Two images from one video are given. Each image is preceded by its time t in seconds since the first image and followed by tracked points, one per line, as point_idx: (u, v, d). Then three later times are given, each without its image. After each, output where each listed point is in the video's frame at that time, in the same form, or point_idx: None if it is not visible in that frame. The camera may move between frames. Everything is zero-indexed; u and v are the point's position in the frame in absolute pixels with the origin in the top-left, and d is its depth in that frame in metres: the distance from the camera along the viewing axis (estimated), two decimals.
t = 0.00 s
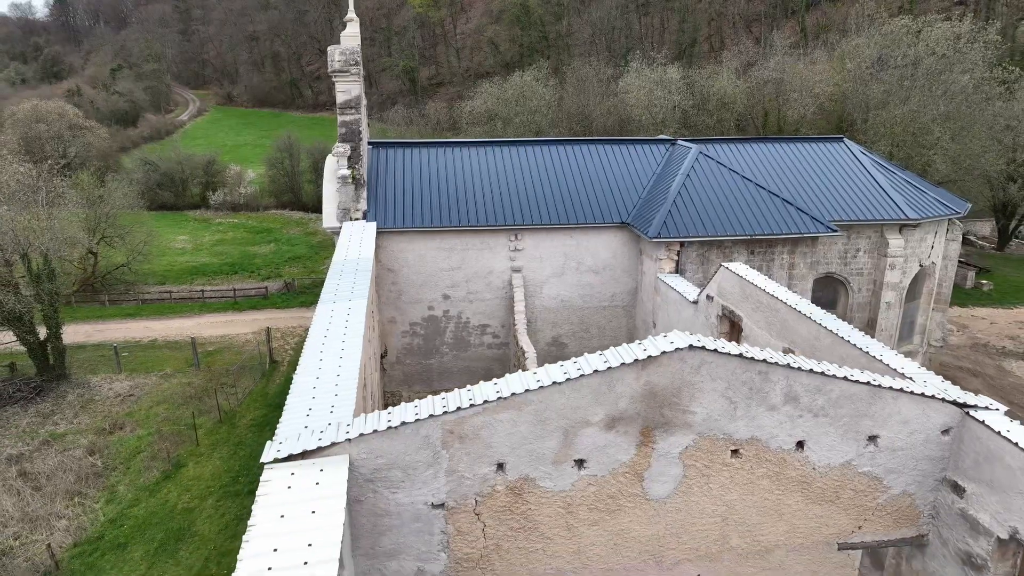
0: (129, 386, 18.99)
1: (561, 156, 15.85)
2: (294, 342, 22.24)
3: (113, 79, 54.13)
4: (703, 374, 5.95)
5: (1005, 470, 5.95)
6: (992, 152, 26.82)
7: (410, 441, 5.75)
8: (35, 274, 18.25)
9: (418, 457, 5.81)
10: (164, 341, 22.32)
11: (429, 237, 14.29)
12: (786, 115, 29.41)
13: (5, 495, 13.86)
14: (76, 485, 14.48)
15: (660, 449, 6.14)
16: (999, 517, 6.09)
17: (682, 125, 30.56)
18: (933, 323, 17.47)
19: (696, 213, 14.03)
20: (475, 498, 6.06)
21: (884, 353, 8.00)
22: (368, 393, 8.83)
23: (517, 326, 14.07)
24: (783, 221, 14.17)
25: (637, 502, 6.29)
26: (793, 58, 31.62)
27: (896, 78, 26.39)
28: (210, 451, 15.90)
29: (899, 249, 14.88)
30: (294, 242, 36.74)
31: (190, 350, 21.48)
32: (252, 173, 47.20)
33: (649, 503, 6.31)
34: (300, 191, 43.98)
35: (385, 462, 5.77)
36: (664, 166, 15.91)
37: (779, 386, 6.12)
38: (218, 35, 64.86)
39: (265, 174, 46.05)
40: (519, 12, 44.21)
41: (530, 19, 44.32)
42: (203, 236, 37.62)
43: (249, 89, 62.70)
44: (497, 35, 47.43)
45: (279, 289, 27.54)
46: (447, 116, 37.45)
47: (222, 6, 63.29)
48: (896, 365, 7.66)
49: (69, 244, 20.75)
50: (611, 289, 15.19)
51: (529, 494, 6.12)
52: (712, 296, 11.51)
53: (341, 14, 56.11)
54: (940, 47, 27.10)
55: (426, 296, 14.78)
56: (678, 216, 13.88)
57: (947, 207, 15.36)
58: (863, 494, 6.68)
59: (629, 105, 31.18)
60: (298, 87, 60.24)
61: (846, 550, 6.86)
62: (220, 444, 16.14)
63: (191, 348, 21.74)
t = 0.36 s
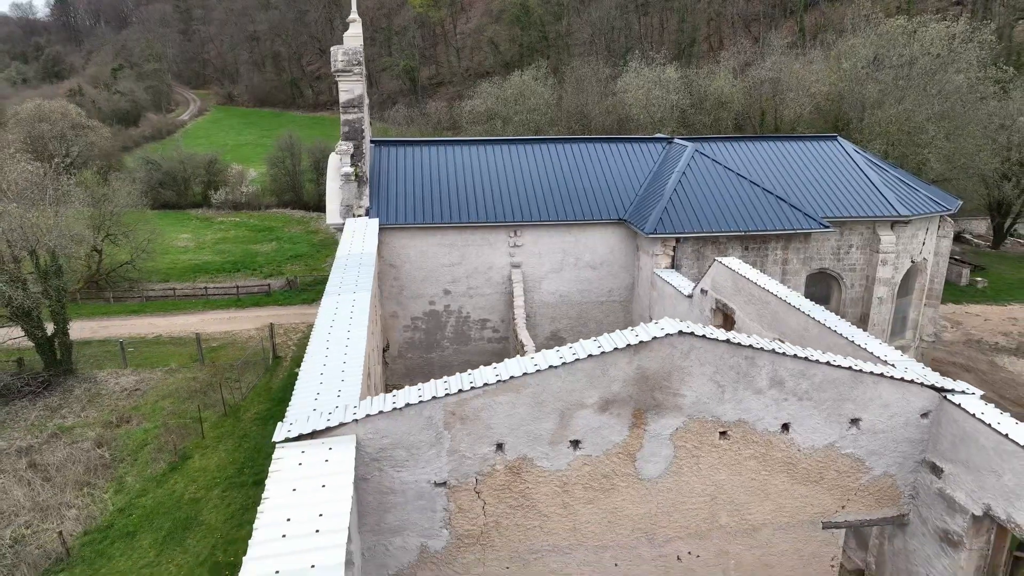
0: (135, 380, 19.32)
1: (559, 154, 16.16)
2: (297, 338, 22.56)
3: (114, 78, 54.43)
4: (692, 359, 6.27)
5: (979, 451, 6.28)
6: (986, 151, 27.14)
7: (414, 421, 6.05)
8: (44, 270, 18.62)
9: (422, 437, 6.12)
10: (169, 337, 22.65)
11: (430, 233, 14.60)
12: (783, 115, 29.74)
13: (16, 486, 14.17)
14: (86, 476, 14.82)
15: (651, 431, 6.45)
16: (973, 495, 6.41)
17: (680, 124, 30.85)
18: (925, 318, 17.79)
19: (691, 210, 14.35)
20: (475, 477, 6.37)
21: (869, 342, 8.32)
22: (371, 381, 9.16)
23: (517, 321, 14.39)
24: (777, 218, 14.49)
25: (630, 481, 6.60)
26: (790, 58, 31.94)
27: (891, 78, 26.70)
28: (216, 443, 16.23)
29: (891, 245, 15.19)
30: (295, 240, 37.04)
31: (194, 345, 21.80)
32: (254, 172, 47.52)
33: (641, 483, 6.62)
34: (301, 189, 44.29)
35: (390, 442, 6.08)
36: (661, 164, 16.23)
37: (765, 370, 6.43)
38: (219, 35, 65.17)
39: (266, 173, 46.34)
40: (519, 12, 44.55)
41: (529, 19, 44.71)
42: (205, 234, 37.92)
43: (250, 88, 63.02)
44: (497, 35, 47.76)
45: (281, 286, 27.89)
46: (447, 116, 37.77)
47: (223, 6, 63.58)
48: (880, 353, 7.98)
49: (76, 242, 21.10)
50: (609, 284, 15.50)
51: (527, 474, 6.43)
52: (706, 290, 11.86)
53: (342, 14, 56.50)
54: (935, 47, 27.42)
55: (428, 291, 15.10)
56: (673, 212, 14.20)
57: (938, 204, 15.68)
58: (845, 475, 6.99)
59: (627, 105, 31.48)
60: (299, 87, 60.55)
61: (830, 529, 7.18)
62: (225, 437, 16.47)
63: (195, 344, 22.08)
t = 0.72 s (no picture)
0: (141, 376, 19.64)
1: (559, 152, 16.47)
2: (301, 334, 22.85)
3: (116, 78, 54.76)
4: (685, 345, 6.57)
5: (958, 433, 6.60)
6: (981, 150, 27.43)
7: (420, 404, 6.36)
8: (52, 267, 18.98)
9: (427, 420, 6.42)
10: (174, 334, 22.96)
11: (433, 230, 14.91)
12: (781, 114, 30.05)
13: (28, 477, 14.50)
14: (95, 468, 15.15)
15: (646, 414, 6.76)
16: (953, 475, 6.74)
17: (679, 124, 31.14)
18: (919, 314, 18.09)
19: (688, 207, 14.67)
20: (478, 458, 6.68)
21: (857, 332, 8.63)
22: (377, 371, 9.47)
23: (517, 315, 14.71)
24: (771, 215, 14.80)
25: (626, 463, 6.91)
26: (788, 58, 32.23)
27: (887, 78, 26.99)
28: (223, 436, 16.55)
29: (884, 241, 15.48)
30: (298, 239, 37.33)
31: (199, 342, 22.11)
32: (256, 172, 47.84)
33: (637, 464, 6.94)
34: (303, 189, 44.61)
35: (397, 425, 6.39)
36: (658, 162, 16.54)
37: (755, 356, 6.73)
38: (220, 35, 65.49)
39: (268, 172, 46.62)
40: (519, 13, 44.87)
41: (530, 20, 45.06)
42: (208, 233, 38.23)
43: (251, 88, 63.34)
44: (497, 35, 48.07)
45: (284, 284, 28.21)
46: (448, 115, 38.07)
47: (224, 7, 63.87)
48: (868, 342, 8.28)
49: (83, 239, 21.43)
50: (608, 280, 15.81)
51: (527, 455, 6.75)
52: (702, 284, 12.20)
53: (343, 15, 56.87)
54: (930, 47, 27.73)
55: (430, 287, 15.41)
56: (670, 209, 14.52)
57: (930, 201, 15.98)
58: (833, 458, 7.30)
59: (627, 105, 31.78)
60: (299, 87, 60.88)
61: (819, 510, 7.48)
62: (231, 430, 16.79)
63: (200, 341, 22.38)
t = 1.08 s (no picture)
0: (148, 371, 19.98)
1: (558, 151, 16.79)
2: (305, 331, 23.20)
3: (118, 79, 55.10)
4: (679, 333, 6.90)
5: (939, 417, 6.93)
6: (975, 149, 27.73)
7: (427, 389, 6.68)
8: (61, 265, 19.36)
9: (433, 403, 6.75)
10: (180, 330, 23.31)
11: (435, 226, 15.25)
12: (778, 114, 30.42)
13: (40, 468, 14.85)
14: (105, 459, 15.49)
15: (642, 399, 7.08)
16: (935, 457, 7.08)
17: (677, 123, 31.46)
18: (911, 310, 18.45)
19: (685, 204, 14.99)
20: (482, 441, 7.00)
21: (846, 322, 8.95)
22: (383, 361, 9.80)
23: (518, 310, 15.04)
24: (767, 211, 15.12)
25: (623, 446, 7.24)
26: (785, 58, 32.56)
27: (883, 78, 27.29)
28: (229, 429, 16.88)
29: (877, 238, 15.80)
30: (300, 237, 37.66)
31: (205, 338, 22.45)
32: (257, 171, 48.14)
33: (634, 446, 7.26)
34: (305, 188, 44.94)
35: (404, 408, 6.72)
36: (656, 161, 16.87)
37: (746, 344, 7.05)
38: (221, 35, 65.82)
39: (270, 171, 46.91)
40: (519, 13, 45.21)
41: (530, 20, 45.38)
42: (211, 232, 38.57)
43: (252, 88, 63.66)
44: (497, 35, 48.42)
45: (287, 281, 28.55)
46: (449, 114, 38.38)
47: (225, 7, 64.15)
48: (856, 332, 8.61)
49: (91, 236, 21.78)
50: (607, 276, 16.13)
51: (529, 438, 7.07)
52: (698, 279, 12.55)
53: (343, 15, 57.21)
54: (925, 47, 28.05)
55: (433, 282, 15.74)
56: (668, 206, 14.85)
57: (923, 198, 16.30)
58: (821, 441, 7.63)
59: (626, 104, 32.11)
60: (301, 87, 61.20)
61: (808, 492, 7.80)
62: (238, 423, 17.13)
63: (206, 337, 22.70)
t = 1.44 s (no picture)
0: (155, 366, 20.32)
1: (558, 149, 17.11)
2: (308, 327, 23.52)
3: (120, 78, 55.43)
4: (673, 321, 7.23)
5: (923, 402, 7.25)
6: (971, 148, 28.03)
7: (433, 374, 7.00)
8: (70, 262, 19.74)
9: (439, 388, 7.07)
10: (184, 326, 23.64)
11: (437, 223, 15.58)
12: (776, 113, 30.73)
13: (51, 460, 15.19)
14: (114, 451, 15.82)
15: (639, 384, 7.40)
16: (919, 440, 7.40)
17: (676, 123, 31.78)
18: (905, 305, 18.77)
19: (682, 201, 15.31)
20: (486, 424, 7.33)
21: (836, 314, 9.27)
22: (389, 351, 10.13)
23: (518, 305, 15.36)
24: (762, 208, 15.44)
25: (621, 429, 7.56)
26: (783, 58, 32.87)
27: (880, 77, 27.57)
28: (235, 422, 17.21)
29: (871, 235, 16.13)
30: (302, 236, 37.96)
31: (210, 334, 22.76)
32: (259, 170, 48.45)
33: (631, 430, 7.59)
34: (306, 187, 45.26)
35: (411, 392, 7.03)
36: (654, 159, 17.18)
37: (738, 331, 7.37)
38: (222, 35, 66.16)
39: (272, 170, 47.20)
40: (519, 13, 45.54)
41: (530, 20, 45.62)
42: (214, 230, 38.88)
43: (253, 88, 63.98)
44: (497, 35, 48.75)
45: (290, 278, 28.91)
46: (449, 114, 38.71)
47: (226, 7, 64.42)
48: (845, 322, 8.92)
49: (98, 233, 22.15)
50: (606, 272, 16.46)
51: (530, 422, 7.39)
52: (695, 273, 12.90)
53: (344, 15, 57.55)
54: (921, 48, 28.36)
55: (435, 278, 16.06)
56: (665, 203, 15.17)
57: (917, 196, 16.61)
58: (810, 426, 7.95)
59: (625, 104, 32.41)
60: (301, 86, 61.52)
61: (798, 475, 8.13)
62: (243, 417, 17.46)
63: (210, 333, 23.02)
